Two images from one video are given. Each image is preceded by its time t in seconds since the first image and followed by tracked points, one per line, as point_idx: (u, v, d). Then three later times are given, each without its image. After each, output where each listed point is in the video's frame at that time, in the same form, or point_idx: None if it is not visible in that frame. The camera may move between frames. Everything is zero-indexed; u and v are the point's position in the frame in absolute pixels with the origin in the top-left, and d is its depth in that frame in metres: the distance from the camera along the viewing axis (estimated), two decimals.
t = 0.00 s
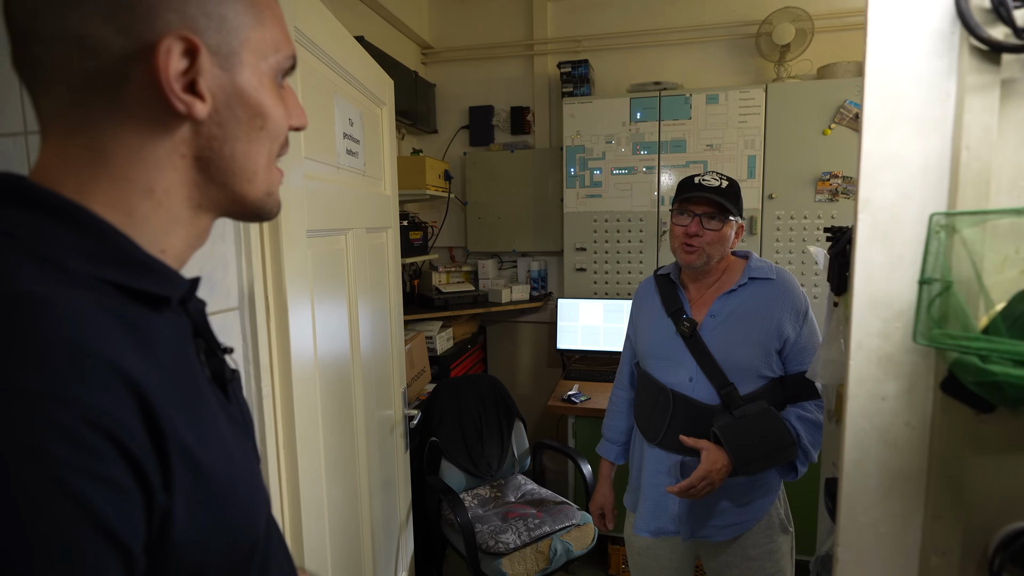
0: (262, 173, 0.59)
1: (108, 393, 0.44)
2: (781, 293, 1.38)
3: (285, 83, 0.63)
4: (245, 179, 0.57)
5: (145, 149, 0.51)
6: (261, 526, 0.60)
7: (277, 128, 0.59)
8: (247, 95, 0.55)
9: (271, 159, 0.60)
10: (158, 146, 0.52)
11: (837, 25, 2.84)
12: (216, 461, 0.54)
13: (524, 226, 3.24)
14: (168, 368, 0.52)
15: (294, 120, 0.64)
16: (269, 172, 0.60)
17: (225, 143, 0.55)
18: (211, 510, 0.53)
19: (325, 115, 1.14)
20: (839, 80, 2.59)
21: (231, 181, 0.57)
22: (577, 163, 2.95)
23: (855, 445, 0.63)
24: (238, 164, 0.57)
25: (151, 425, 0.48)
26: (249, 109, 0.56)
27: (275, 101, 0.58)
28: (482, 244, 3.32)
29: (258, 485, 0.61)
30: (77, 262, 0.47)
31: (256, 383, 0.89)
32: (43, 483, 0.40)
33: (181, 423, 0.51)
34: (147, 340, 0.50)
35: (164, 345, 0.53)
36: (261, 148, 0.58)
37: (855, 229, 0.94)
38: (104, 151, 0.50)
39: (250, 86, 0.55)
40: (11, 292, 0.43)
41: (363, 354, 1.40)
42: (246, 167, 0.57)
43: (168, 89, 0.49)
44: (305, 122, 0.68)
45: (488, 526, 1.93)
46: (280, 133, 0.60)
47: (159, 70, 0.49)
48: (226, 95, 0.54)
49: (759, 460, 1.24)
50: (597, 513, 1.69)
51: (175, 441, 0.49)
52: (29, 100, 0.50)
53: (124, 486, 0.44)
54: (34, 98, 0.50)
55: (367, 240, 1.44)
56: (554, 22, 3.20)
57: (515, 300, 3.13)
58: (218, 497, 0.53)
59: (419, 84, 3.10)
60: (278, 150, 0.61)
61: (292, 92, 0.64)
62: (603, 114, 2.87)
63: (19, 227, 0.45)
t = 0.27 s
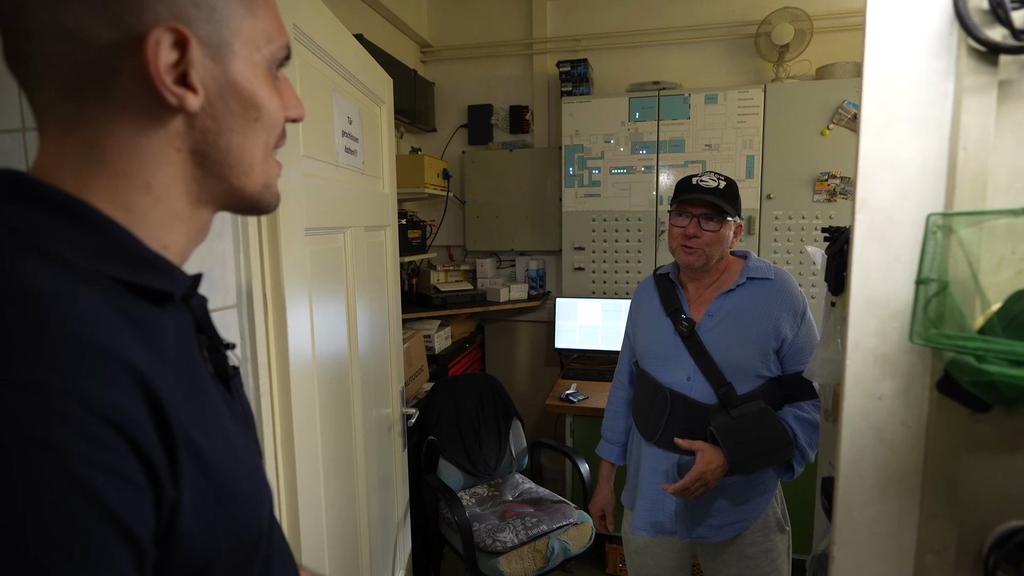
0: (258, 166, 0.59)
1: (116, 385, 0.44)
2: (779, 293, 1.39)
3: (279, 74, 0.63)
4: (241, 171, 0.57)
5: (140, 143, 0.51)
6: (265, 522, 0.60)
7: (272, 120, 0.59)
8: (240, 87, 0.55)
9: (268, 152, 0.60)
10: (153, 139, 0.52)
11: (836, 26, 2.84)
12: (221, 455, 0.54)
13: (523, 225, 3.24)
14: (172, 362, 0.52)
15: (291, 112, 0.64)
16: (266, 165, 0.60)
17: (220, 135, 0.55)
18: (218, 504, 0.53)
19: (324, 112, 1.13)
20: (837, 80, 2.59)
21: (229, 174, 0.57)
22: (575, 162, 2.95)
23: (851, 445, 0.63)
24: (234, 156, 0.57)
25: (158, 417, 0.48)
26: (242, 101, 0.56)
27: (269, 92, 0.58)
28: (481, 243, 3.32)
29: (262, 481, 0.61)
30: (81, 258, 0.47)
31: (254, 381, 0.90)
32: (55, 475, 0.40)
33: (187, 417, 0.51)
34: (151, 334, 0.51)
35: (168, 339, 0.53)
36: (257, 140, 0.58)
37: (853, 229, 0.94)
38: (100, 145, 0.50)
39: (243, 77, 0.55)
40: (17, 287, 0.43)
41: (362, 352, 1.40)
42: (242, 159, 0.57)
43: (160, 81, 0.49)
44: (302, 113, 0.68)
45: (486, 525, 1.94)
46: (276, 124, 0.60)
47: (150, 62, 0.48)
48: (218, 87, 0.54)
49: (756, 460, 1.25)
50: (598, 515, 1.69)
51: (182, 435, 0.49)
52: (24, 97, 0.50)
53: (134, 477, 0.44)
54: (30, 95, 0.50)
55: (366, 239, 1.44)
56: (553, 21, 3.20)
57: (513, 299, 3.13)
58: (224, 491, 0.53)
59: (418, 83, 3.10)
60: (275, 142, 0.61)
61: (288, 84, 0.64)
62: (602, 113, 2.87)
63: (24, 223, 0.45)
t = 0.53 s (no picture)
0: (264, 167, 0.59)
1: (120, 383, 0.44)
2: (778, 292, 1.39)
3: (287, 78, 0.62)
4: (247, 172, 0.57)
5: (147, 142, 0.51)
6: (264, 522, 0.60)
7: (279, 123, 0.59)
8: (249, 90, 0.55)
9: (273, 153, 0.60)
10: (161, 140, 0.52)
11: (834, 25, 2.85)
12: (223, 454, 0.54)
13: (521, 224, 3.24)
14: (175, 360, 0.52)
15: (297, 115, 0.64)
16: (271, 167, 0.60)
17: (228, 136, 0.55)
18: (219, 503, 0.53)
19: (322, 111, 1.13)
20: (836, 80, 2.60)
21: (234, 175, 0.57)
22: (574, 161, 2.95)
23: (849, 444, 0.63)
24: (240, 157, 0.56)
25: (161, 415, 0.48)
26: (251, 104, 0.55)
27: (277, 95, 0.58)
28: (480, 242, 3.32)
29: (262, 480, 0.60)
30: (87, 255, 0.47)
31: (252, 380, 0.90)
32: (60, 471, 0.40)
33: (190, 415, 0.51)
34: (154, 332, 0.50)
35: (171, 337, 0.52)
36: (263, 142, 0.58)
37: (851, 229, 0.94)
38: (108, 145, 0.50)
39: (251, 80, 0.55)
40: (24, 283, 0.43)
41: (360, 351, 1.40)
42: (248, 161, 0.57)
43: (169, 82, 0.49)
44: (307, 116, 0.67)
45: (484, 524, 1.94)
46: (283, 128, 0.60)
47: (159, 64, 0.48)
48: (227, 89, 0.54)
49: (754, 459, 1.25)
50: (602, 512, 1.69)
51: (185, 433, 0.49)
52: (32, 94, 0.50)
53: (138, 474, 0.44)
54: (37, 92, 0.50)
55: (364, 237, 1.44)
56: (552, 20, 3.20)
57: (512, 299, 3.13)
58: (225, 489, 0.53)
59: (417, 82, 3.10)
60: (280, 145, 0.61)
61: (295, 88, 0.64)
62: (601, 112, 2.87)
63: (30, 220, 0.45)
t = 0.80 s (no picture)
0: (257, 145, 0.58)
1: (123, 376, 0.44)
2: (776, 291, 1.39)
3: (266, 49, 0.61)
4: (242, 154, 0.57)
5: (139, 134, 0.51)
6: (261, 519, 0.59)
7: (265, 97, 0.58)
8: (227, 66, 0.54)
9: (264, 130, 0.60)
10: (151, 130, 0.51)
11: (833, 25, 2.85)
12: (222, 450, 0.53)
13: (519, 223, 3.24)
14: (176, 355, 0.51)
15: (283, 86, 0.63)
16: (264, 144, 0.60)
17: (216, 118, 0.55)
18: (217, 499, 0.52)
19: (319, 108, 1.12)
20: (834, 80, 2.60)
21: (229, 159, 0.57)
22: (572, 160, 2.95)
23: (848, 442, 0.63)
24: (231, 138, 0.56)
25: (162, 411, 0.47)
26: (232, 81, 0.55)
27: (257, 69, 0.57)
28: (478, 241, 3.31)
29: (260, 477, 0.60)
30: (89, 249, 0.47)
31: (248, 377, 0.89)
32: (61, 465, 0.39)
33: (190, 410, 0.50)
34: (156, 326, 0.50)
35: (173, 332, 0.52)
36: (252, 120, 0.57)
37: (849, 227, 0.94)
38: (98, 141, 0.50)
39: (230, 57, 0.54)
40: (26, 277, 0.42)
41: (358, 350, 1.39)
42: (240, 142, 0.57)
43: (145, 70, 0.48)
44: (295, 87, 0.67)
45: (482, 523, 1.93)
46: (269, 102, 0.59)
47: (134, 53, 0.47)
48: (206, 70, 0.53)
49: (752, 458, 1.25)
50: (599, 509, 1.69)
51: (185, 428, 0.49)
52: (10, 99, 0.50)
53: (139, 470, 0.44)
54: (17, 98, 0.49)
55: (361, 236, 1.43)
56: (551, 19, 3.20)
57: (510, 298, 3.13)
58: (224, 486, 0.53)
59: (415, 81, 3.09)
60: (270, 120, 0.61)
61: (277, 58, 0.63)
62: (599, 112, 2.87)
63: (30, 213, 0.45)
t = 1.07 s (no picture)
0: (240, 159, 0.58)
1: (94, 379, 0.43)
2: (773, 289, 1.39)
3: (264, 65, 0.62)
4: (223, 163, 0.57)
5: (117, 133, 0.50)
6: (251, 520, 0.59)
7: (254, 112, 0.58)
8: (220, 77, 0.54)
9: (250, 144, 0.60)
10: (130, 129, 0.51)
11: (831, 24, 2.85)
12: (205, 452, 0.53)
13: (518, 222, 3.23)
14: (157, 356, 0.51)
15: (276, 104, 0.64)
16: (248, 158, 0.60)
17: (199, 126, 0.54)
18: (201, 501, 0.52)
19: (317, 106, 1.12)
20: (833, 79, 2.60)
21: (209, 165, 0.56)
22: (571, 159, 2.95)
23: (846, 441, 0.63)
24: (214, 146, 0.56)
25: (138, 413, 0.47)
26: (222, 93, 0.55)
27: (250, 81, 0.57)
28: (476, 240, 3.31)
29: (248, 478, 0.60)
30: (64, 250, 0.46)
31: (245, 376, 0.89)
32: (27, 470, 0.39)
33: (170, 413, 0.50)
34: (134, 327, 0.50)
35: (153, 334, 0.52)
36: (238, 132, 0.57)
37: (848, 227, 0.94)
38: (76, 136, 0.49)
39: (224, 67, 0.54)
40: None
41: (355, 349, 1.39)
42: (223, 151, 0.56)
43: (132, 69, 0.48)
44: (288, 105, 0.68)
45: (480, 522, 1.93)
46: (260, 117, 0.59)
47: (121, 52, 0.47)
48: (197, 78, 0.53)
49: (749, 457, 1.25)
50: (597, 512, 1.70)
51: (163, 431, 0.48)
52: None
53: (111, 474, 0.43)
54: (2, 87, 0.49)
55: (359, 235, 1.43)
56: (549, 18, 3.19)
57: (508, 297, 3.12)
58: (208, 488, 0.53)
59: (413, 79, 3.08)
60: (259, 134, 0.61)
61: (273, 73, 0.64)
62: (598, 110, 2.87)
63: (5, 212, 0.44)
